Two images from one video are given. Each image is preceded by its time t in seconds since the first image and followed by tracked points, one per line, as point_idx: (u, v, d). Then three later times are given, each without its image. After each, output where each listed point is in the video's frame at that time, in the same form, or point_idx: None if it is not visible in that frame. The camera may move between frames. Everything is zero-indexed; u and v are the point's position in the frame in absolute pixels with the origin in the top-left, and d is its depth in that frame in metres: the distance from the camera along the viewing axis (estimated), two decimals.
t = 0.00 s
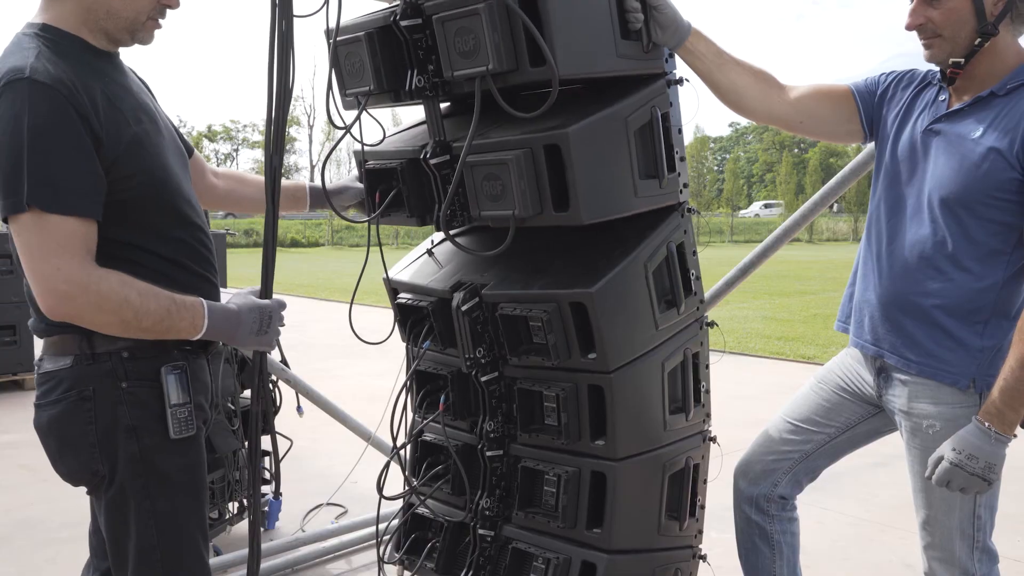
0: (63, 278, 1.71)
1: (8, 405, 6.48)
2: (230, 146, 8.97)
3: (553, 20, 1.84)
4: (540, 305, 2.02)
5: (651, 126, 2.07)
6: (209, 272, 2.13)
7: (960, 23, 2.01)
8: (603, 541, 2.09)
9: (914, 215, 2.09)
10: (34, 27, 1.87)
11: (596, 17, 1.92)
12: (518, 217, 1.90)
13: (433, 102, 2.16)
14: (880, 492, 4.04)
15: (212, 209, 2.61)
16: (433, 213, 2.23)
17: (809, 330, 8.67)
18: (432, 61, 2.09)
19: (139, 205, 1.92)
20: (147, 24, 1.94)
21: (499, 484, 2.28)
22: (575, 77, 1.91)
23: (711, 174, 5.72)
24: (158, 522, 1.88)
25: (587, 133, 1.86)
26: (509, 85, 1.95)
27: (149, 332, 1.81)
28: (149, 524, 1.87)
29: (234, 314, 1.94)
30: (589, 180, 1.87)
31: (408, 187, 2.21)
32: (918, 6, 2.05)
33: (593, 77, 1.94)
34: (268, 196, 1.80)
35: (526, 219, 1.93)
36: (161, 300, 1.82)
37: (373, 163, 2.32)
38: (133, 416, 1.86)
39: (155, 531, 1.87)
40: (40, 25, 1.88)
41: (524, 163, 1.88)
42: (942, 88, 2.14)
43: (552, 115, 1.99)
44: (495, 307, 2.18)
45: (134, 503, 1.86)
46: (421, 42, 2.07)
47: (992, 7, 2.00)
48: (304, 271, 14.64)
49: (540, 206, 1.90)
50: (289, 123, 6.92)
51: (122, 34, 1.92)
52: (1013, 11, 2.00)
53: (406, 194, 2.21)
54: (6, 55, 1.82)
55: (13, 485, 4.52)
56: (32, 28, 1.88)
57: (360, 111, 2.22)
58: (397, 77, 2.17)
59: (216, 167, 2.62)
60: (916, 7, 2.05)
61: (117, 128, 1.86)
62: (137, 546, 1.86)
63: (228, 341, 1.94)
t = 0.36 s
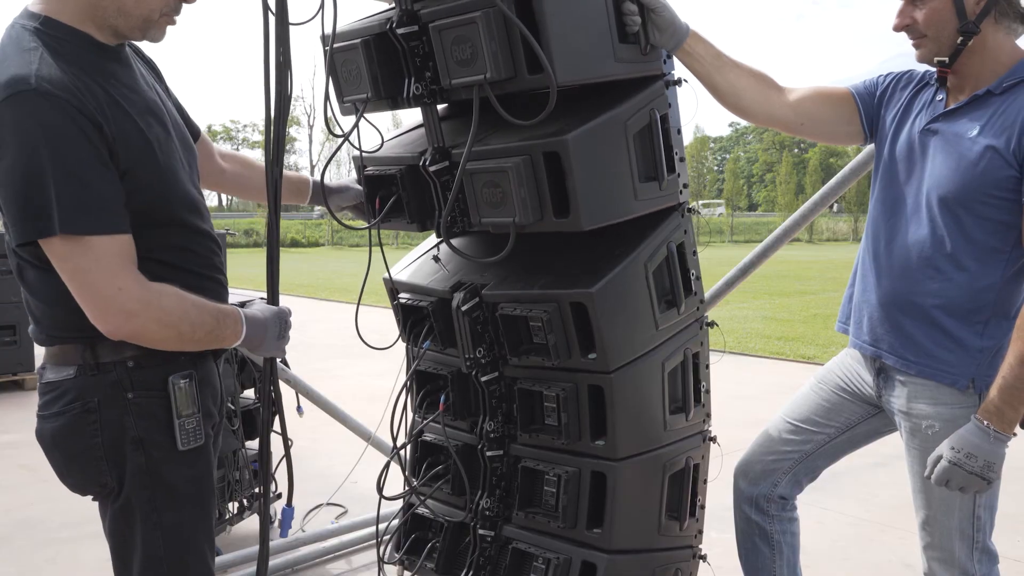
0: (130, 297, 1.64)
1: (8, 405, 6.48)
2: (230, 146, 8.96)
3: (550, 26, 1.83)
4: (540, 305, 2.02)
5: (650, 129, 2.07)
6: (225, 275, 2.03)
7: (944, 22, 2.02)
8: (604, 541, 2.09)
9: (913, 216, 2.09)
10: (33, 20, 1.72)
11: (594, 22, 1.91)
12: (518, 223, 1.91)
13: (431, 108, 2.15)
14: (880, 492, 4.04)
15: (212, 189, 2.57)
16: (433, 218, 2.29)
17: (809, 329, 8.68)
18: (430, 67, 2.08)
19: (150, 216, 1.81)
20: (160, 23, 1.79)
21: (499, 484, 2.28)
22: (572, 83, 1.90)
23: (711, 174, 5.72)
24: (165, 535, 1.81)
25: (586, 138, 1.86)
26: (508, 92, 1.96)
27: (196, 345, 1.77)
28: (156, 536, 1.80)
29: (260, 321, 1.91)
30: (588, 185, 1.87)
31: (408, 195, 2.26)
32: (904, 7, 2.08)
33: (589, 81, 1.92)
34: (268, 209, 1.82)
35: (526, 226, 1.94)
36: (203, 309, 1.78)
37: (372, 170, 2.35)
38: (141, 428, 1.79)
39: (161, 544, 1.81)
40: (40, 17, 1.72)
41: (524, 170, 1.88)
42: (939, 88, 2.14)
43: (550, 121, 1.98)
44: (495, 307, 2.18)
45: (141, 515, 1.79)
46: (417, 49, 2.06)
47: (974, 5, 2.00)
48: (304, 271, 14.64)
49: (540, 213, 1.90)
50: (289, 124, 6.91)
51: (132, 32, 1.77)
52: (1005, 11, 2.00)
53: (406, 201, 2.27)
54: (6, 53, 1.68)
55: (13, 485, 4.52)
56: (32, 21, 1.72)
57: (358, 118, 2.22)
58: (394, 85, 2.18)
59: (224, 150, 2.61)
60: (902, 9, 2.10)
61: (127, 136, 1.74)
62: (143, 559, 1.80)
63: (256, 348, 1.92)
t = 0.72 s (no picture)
0: (174, 304, 1.65)
1: (8, 405, 6.48)
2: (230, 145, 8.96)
3: (545, 32, 1.82)
4: (539, 305, 2.02)
5: (649, 131, 2.07)
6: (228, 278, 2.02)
7: (943, 22, 2.02)
8: (604, 541, 2.09)
9: (912, 217, 2.09)
10: (55, 18, 1.70)
11: (592, 27, 1.90)
12: (518, 230, 1.91)
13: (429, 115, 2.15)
14: (880, 492, 4.04)
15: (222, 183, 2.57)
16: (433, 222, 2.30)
17: (809, 330, 8.68)
18: (427, 75, 2.09)
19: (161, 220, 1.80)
20: (184, 25, 1.76)
21: (499, 484, 2.28)
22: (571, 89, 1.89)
23: (711, 174, 5.72)
24: (170, 540, 1.81)
25: (585, 144, 1.85)
26: (505, 97, 1.96)
27: (221, 350, 1.80)
28: (161, 541, 1.80)
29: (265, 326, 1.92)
30: (588, 189, 1.86)
31: (408, 203, 2.27)
32: (903, 8, 2.08)
33: (588, 87, 1.93)
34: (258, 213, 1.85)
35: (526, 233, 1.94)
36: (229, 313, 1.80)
37: (371, 176, 2.36)
38: (147, 433, 1.79)
39: (166, 549, 1.80)
40: (62, 15, 1.71)
41: (523, 177, 1.88)
42: (937, 88, 2.14)
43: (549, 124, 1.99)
44: (495, 307, 2.18)
45: (146, 521, 1.79)
46: (414, 56, 2.08)
47: (974, 5, 2.00)
48: (304, 271, 14.64)
49: (540, 218, 1.91)
50: (289, 123, 6.91)
51: (154, 33, 1.74)
52: (1005, 12, 2.01)
53: (406, 208, 2.28)
54: (30, 51, 1.65)
55: (13, 485, 4.52)
56: (54, 18, 1.70)
57: (355, 124, 2.23)
58: (392, 92, 2.19)
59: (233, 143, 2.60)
60: (902, 9, 2.09)
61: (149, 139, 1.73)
62: (148, 564, 1.80)
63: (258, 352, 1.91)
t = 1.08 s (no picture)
0: (198, 307, 1.65)
1: (8, 405, 6.48)
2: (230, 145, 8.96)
3: (542, 36, 1.81)
4: (539, 305, 2.02)
5: (648, 132, 2.07)
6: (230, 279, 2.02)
7: (953, 20, 2.01)
8: (603, 542, 2.09)
9: (913, 217, 2.09)
10: (75, 21, 1.69)
11: (589, 31, 1.90)
12: (517, 233, 1.91)
13: (427, 119, 2.15)
14: (880, 492, 4.04)
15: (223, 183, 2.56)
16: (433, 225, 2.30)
17: (809, 330, 8.68)
18: (424, 79, 2.09)
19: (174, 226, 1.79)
20: (203, 31, 1.76)
21: (498, 484, 2.28)
22: (570, 93, 1.89)
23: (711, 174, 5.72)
24: (176, 541, 1.81)
25: (584, 146, 1.85)
26: (503, 102, 1.96)
27: (233, 352, 1.80)
28: (168, 542, 1.80)
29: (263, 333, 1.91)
30: (587, 192, 1.86)
31: (408, 208, 2.28)
32: (911, 5, 2.06)
33: (587, 90, 1.93)
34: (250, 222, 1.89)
35: (525, 236, 1.94)
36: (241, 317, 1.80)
37: (371, 181, 2.36)
38: (155, 433, 1.78)
39: (174, 549, 1.80)
40: (81, 18, 1.69)
41: (522, 181, 1.87)
42: (937, 89, 2.14)
43: (549, 126, 1.98)
44: (495, 307, 2.18)
45: (154, 522, 1.79)
46: (411, 61, 2.07)
47: (985, 4, 2.00)
48: (304, 271, 14.64)
49: (539, 221, 1.91)
50: (289, 123, 6.92)
51: (174, 38, 1.74)
52: (1010, 11, 2.00)
53: (406, 212, 2.28)
54: (53, 54, 1.63)
55: (13, 485, 4.52)
56: (73, 22, 1.69)
57: (353, 128, 2.24)
58: (390, 96, 2.18)
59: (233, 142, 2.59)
60: (909, 6, 2.07)
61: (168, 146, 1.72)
62: (154, 565, 1.79)
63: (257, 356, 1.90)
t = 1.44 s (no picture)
0: (208, 314, 1.63)
1: (8, 405, 6.48)
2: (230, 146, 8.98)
3: (542, 36, 1.81)
4: (539, 305, 2.02)
5: (648, 132, 2.07)
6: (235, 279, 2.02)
7: (959, 18, 2.01)
8: (604, 542, 2.09)
9: (914, 218, 2.09)
10: (93, 22, 1.69)
11: (590, 31, 1.90)
12: (518, 233, 1.91)
13: (427, 120, 2.15)
14: (880, 492, 4.04)
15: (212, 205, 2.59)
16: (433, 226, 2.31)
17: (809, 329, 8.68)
18: (425, 79, 2.09)
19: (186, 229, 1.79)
20: (217, 31, 1.78)
21: (498, 484, 2.28)
22: (571, 93, 1.89)
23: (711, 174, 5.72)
24: (179, 541, 1.80)
25: (584, 146, 1.85)
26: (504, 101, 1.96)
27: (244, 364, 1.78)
28: (172, 542, 1.80)
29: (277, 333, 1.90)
30: (587, 192, 1.86)
31: (408, 206, 2.28)
32: (916, 3, 2.05)
33: (588, 90, 1.93)
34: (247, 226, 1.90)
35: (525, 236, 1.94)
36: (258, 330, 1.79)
37: (371, 181, 2.36)
38: (162, 432, 1.78)
39: (177, 548, 1.80)
40: (101, 21, 1.69)
41: (523, 181, 1.88)
42: (939, 89, 2.14)
43: (549, 126, 1.98)
44: (495, 307, 2.18)
45: (158, 521, 1.79)
46: (412, 61, 2.06)
47: (990, 4, 2.00)
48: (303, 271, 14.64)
49: (540, 221, 1.91)
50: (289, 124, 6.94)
51: (187, 38, 1.76)
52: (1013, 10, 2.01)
53: (406, 211, 2.29)
54: (74, 57, 1.63)
55: (13, 485, 4.52)
56: (91, 24, 1.69)
57: (353, 128, 2.24)
58: (391, 96, 2.18)
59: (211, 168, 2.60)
60: (914, 4, 2.06)
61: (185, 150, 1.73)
62: (158, 565, 1.79)
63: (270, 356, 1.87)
